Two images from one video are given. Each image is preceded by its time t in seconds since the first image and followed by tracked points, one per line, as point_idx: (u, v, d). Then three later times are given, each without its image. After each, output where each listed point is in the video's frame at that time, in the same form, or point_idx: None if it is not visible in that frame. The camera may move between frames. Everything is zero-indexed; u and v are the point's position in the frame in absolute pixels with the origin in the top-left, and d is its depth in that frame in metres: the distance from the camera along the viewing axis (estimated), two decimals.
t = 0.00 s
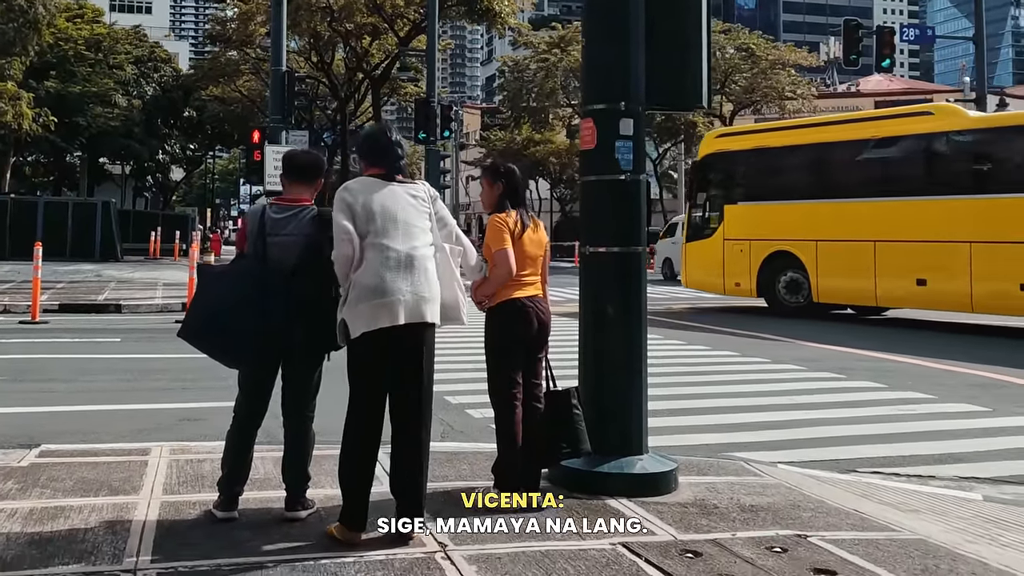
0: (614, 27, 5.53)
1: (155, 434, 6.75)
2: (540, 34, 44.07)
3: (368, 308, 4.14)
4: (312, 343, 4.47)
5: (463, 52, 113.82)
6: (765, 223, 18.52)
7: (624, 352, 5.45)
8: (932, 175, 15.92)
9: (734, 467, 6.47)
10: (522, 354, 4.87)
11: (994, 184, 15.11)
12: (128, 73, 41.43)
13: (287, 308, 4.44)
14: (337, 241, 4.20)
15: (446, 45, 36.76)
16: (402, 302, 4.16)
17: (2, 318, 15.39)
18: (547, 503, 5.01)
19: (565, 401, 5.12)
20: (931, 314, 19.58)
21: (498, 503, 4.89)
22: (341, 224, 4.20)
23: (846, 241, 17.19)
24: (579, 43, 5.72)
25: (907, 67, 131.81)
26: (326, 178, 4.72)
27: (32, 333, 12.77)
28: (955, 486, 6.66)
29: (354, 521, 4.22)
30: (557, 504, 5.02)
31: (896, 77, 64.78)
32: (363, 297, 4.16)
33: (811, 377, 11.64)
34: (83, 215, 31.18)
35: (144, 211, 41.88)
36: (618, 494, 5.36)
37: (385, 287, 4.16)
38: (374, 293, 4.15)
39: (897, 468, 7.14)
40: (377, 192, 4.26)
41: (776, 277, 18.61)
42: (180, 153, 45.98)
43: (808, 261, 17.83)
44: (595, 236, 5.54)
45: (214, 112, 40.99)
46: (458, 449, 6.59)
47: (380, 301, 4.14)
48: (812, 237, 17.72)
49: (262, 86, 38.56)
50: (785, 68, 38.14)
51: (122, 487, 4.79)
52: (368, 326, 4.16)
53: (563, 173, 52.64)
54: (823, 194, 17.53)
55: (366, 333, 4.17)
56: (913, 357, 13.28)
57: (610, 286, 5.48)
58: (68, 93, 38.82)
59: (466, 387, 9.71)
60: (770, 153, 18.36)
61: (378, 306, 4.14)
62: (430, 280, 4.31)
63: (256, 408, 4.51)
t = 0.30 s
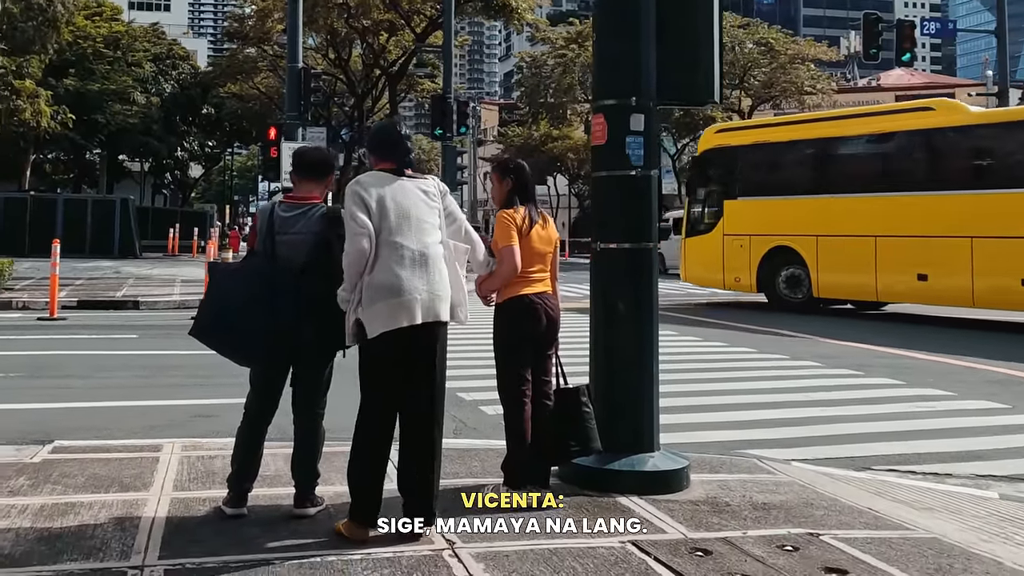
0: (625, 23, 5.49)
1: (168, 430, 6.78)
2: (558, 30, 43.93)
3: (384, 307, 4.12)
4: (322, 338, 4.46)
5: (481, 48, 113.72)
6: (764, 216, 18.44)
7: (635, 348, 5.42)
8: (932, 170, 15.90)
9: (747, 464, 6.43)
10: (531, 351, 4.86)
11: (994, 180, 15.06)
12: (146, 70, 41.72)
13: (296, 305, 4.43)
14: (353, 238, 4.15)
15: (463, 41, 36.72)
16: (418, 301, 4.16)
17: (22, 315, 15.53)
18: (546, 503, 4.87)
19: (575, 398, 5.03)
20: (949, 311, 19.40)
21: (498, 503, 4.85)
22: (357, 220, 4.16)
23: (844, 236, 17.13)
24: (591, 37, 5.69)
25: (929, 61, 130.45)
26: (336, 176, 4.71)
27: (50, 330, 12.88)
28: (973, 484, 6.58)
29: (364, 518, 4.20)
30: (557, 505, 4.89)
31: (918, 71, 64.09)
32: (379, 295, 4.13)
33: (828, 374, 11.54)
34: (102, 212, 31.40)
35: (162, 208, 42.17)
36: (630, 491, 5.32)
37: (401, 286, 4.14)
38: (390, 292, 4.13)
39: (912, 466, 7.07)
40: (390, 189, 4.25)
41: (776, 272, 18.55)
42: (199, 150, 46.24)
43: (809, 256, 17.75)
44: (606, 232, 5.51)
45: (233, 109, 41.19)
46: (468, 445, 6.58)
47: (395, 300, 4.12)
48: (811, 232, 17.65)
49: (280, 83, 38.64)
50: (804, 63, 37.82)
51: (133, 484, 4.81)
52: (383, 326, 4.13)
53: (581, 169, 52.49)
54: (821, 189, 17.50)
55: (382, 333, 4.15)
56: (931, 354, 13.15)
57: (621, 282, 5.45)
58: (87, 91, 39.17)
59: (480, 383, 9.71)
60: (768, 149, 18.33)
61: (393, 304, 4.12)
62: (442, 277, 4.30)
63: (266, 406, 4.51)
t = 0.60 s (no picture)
0: (635, 17, 5.42)
1: (181, 427, 6.80)
2: (579, 27, 43.79)
3: (396, 306, 4.09)
4: (328, 334, 4.44)
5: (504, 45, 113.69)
6: (763, 212, 18.30)
7: (645, 345, 5.36)
8: (932, 168, 15.82)
9: (760, 463, 6.35)
10: (537, 348, 4.82)
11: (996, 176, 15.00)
12: (169, 68, 42.07)
13: (302, 302, 4.41)
14: (364, 236, 4.09)
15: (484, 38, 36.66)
16: (429, 299, 4.13)
17: (43, 311, 15.69)
18: (546, 504, 4.81)
19: (583, 396, 4.95)
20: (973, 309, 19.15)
21: (498, 503, 4.84)
22: (368, 215, 4.10)
23: (843, 233, 17.04)
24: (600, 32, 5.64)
25: (956, 56, 128.76)
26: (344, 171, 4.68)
27: (70, 326, 12.99)
28: (991, 484, 6.48)
29: (370, 514, 4.20)
30: (558, 505, 4.84)
31: (946, 67, 63.28)
32: (390, 294, 4.10)
33: (847, 372, 11.42)
34: (125, 209, 31.69)
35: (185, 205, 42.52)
36: (639, 491, 5.29)
37: (413, 284, 4.11)
38: (401, 290, 4.09)
39: (930, 466, 6.96)
40: (400, 184, 4.19)
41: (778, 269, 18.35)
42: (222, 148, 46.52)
43: (808, 253, 17.63)
44: (615, 229, 5.45)
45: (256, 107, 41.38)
46: (480, 444, 6.54)
47: (406, 300, 4.10)
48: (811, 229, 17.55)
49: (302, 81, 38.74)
50: (829, 58, 37.43)
51: (141, 480, 4.82)
52: (392, 325, 4.10)
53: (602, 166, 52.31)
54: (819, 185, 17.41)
55: (393, 332, 4.12)
56: (952, 353, 12.98)
57: (631, 278, 5.39)
58: (110, 89, 39.49)
59: (495, 380, 9.69)
60: (767, 145, 18.22)
61: (404, 304, 4.09)
62: (450, 275, 4.27)
63: (272, 403, 4.50)
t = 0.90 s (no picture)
0: (638, 8, 5.36)
1: (189, 422, 6.83)
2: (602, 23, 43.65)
3: (394, 304, 4.07)
4: (322, 327, 4.41)
5: (529, 43, 113.62)
6: (762, 209, 18.19)
7: (648, 343, 5.31)
8: (930, 166, 15.75)
9: (767, 463, 6.28)
10: (535, 345, 4.78)
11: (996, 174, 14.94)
12: (194, 66, 42.51)
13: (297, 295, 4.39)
14: (360, 233, 4.07)
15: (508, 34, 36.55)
16: (427, 296, 4.11)
17: (64, 307, 15.86)
18: (546, 503, 4.78)
19: (583, 393, 4.90)
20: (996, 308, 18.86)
21: (498, 503, 4.81)
22: (363, 212, 4.08)
23: (843, 230, 16.99)
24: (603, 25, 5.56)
25: (986, 51, 126.86)
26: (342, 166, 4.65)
27: (88, 322, 13.13)
28: (1003, 485, 6.36)
29: (366, 509, 4.16)
30: (558, 504, 4.80)
31: (977, 63, 62.31)
32: (388, 291, 4.08)
33: (864, 370, 11.28)
34: (148, 206, 31.99)
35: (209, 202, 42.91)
36: (640, 490, 5.24)
37: (411, 280, 4.09)
38: (399, 287, 4.07)
39: (943, 466, 6.85)
40: (394, 181, 4.16)
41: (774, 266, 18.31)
42: (246, 145, 46.76)
43: (807, 251, 17.59)
44: (620, 225, 5.38)
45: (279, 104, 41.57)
46: (483, 440, 6.52)
47: (403, 297, 4.07)
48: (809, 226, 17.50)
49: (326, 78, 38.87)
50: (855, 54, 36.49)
51: (140, 476, 4.85)
52: (390, 323, 4.09)
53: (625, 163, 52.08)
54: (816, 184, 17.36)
55: (392, 329, 4.10)
56: (972, 352, 12.78)
57: (634, 275, 5.33)
58: (135, 87, 39.66)
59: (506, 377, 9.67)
60: (760, 144, 18.14)
61: (401, 300, 4.07)
62: (448, 270, 4.24)
63: (268, 399, 4.49)
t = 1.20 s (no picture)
0: (638, 6, 5.32)
1: (193, 417, 6.87)
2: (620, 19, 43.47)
3: (377, 300, 4.08)
4: (317, 323, 4.42)
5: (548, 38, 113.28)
6: (754, 206, 18.43)
7: (646, 340, 5.29)
8: (919, 163, 16.24)
9: (770, 460, 6.24)
10: (532, 342, 4.77)
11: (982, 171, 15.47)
12: (211, 63, 42.76)
13: (291, 291, 4.40)
14: (345, 229, 4.12)
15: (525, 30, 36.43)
16: (412, 292, 4.11)
17: (79, 303, 16.01)
18: (546, 504, 4.77)
19: (581, 389, 4.92)
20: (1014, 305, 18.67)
21: (497, 502, 4.79)
22: (350, 208, 4.11)
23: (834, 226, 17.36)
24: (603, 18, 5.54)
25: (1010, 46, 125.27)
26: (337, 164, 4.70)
27: (101, 318, 13.24)
28: (1010, 485, 6.29)
29: (362, 501, 4.20)
30: (558, 504, 4.79)
31: (1001, 58, 61.39)
32: (373, 288, 4.10)
33: (877, 368, 11.19)
34: (165, 202, 32.18)
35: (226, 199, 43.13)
36: (640, 487, 5.22)
37: (396, 277, 4.10)
38: (383, 283, 4.09)
39: (950, 465, 6.78)
40: (383, 175, 4.18)
41: (762, 263, 18.61)
42: (264, 142, 46.92)
43: (795, 247, 17.95)
44: (619, 222, 5.36)
45: (296, 101, 41.68)
46: (484, 437, 6.53)
47: (389, 292, 4.08)
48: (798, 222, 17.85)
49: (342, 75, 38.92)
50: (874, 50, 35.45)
51: (139, 471, 4.90)
52: (375, 318, 4.10)
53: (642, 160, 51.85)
54: (803, 180, 17.83)
55: (377, 325, 4.11)
56: (985, 350, 12.67)
57: (632, 272, 5.31)
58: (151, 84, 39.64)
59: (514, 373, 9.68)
60: (748, 140, 18.55)
61: (385, 296, 4.08)
62: (436, 266, 4.24)
63: (265, 395, 4.50)
